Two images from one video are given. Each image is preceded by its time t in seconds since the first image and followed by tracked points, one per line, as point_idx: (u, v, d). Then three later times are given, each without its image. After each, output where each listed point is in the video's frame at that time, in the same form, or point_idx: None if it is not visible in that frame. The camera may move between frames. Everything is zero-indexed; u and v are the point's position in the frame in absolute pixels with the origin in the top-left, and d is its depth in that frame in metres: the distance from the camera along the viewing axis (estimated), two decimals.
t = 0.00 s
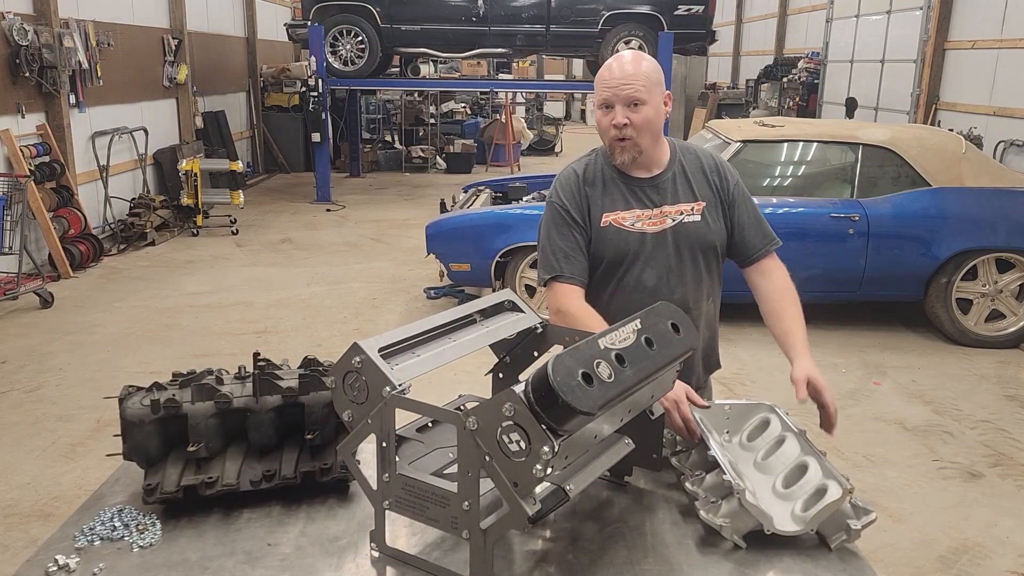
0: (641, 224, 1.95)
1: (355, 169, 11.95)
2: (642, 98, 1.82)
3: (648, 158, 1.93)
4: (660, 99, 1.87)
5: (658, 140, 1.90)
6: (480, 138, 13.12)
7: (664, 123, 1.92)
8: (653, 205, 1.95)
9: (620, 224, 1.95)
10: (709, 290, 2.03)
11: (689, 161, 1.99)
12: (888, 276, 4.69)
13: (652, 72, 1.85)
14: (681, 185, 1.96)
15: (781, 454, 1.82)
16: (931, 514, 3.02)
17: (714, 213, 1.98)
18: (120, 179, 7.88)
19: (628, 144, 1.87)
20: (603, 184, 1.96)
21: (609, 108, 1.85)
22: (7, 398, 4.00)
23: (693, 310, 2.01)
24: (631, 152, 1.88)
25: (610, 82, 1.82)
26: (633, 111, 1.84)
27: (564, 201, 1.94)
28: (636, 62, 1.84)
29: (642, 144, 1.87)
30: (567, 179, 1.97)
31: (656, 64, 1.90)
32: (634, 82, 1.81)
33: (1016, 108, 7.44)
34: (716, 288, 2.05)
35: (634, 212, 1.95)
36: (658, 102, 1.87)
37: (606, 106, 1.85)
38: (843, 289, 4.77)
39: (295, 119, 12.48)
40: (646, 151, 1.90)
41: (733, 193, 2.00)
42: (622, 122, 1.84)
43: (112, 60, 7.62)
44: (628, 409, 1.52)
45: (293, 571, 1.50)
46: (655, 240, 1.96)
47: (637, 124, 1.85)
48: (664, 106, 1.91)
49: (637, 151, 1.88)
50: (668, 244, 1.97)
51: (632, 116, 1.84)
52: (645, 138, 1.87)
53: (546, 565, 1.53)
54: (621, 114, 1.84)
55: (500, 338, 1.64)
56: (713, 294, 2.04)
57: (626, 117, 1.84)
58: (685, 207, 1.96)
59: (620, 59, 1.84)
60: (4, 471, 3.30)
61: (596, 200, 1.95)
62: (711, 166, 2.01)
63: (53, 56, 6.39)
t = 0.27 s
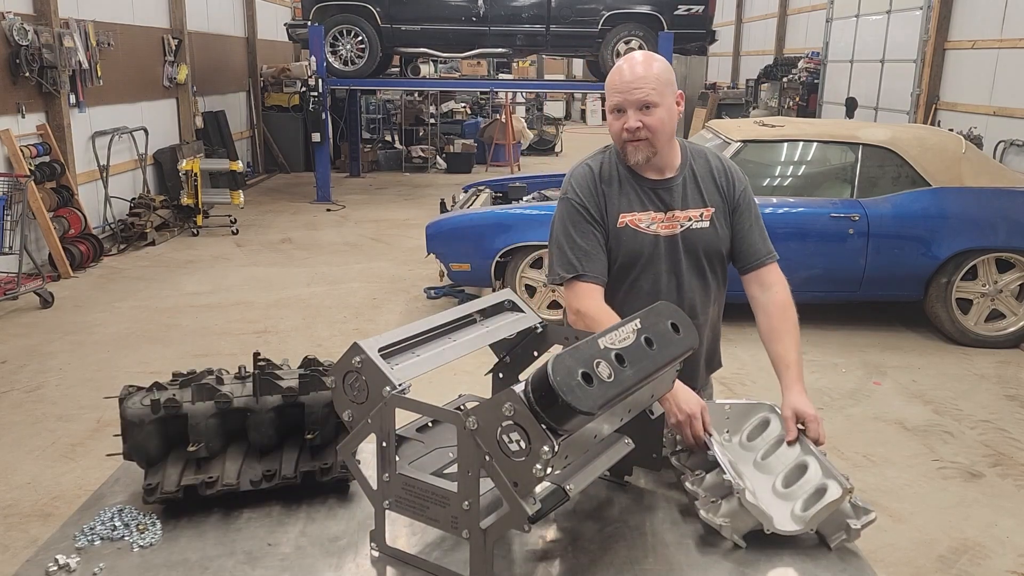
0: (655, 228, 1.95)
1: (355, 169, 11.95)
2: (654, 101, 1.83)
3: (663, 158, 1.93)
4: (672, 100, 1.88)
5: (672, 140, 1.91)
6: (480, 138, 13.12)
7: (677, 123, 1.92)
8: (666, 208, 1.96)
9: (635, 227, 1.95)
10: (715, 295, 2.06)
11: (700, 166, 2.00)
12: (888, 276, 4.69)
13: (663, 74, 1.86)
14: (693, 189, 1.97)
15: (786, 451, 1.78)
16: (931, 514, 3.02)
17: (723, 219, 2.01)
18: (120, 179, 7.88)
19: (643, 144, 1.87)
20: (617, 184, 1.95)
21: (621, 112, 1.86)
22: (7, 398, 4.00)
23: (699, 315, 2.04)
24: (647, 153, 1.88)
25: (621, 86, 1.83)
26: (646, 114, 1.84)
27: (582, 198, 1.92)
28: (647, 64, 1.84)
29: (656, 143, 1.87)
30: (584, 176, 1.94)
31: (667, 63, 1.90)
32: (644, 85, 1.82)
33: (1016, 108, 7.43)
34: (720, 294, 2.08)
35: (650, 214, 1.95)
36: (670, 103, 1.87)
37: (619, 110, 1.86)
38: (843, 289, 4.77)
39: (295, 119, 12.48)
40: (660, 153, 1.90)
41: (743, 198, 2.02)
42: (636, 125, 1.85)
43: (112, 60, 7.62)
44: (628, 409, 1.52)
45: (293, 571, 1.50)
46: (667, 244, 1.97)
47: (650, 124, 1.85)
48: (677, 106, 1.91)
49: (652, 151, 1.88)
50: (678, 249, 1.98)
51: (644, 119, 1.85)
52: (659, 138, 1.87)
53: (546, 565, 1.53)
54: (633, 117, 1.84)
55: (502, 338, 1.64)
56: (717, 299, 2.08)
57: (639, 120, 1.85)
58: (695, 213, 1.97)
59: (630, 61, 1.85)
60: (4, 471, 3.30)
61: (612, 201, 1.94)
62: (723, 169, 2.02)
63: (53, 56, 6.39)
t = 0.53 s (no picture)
0: (657, 221, 1.94)
1: (355, 169, 11.96)
2: (648, 98, 1.83)
3: (660, 152, 1.93)
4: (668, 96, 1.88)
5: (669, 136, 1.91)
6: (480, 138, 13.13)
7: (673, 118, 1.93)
8: (667, 201, 1.96)
9: (636, 220, 1.94)
10: (715, 289, 2.05)
11: (696, 160, 2.02)
12: (888, 276, 4.69)
13: (659, 71, 1.86)
14: (691, 183, 1.98)
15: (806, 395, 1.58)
16: (931, 514, 3.02)
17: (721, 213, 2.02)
18: (120, 179, 7.88)
19: (639, 140, 1.87)
20: (616, 179, 1.94)
21: (617, 111, 1.86)
22: (7, 398, 4.00)
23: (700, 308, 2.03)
24: (644, 149, 1.88)
25: (614, 84, 1.84)
26: (641, 111, 1.85)
27: (583, 192, 1.90)
28: (642, 61, 1.84)
29: (653, 138, 1.88)
30: (583, 172, 1.93)
31: (661, 60, 1.90)
32: (637, 83, 1.82)
33: (1016, 108, 7.43)
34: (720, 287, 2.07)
35: (650, 207, 1.94)
36: (665, 99, 1.87)
37: (615, 109, 1.87)
38: (843, 289, 4.77)
39: (295, 119, 12.48)
40: (657, 149, 1.91)
41: (738, 192, 2.04)
42: (632, 123, 1.86)
43: (112, 60, 7.62)
44: (628, 409, 1.51)
45: (293, 571, 1.50)
46: (668, 237, 1.96)
47: (647, 121, 1.85)
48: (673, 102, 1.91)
49: (649, 146, 1.88)
50: (680, 242, 1.97)
51: (641, 117, 1.85)
52: (657, 133, 1.88)
53: (545, 565, 1.53)
54: (630, 115, 1.85)
55: (502, 337, 1.64)
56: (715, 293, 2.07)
57: (635, 118, 1.85)
58: (696, 206, 1.97)
59: (624, 59, 1.85)
60: (4, 471, 3.30)
61: (612, 195, 1.94)
62: (718, 165, 2.05)
63: (53, 56, 6.39)
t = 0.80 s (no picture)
0: (650, 208, 1.90)
1: (355, 169, 11.96)
2: (641, 91, 1.84)
3: (650, 148, 1.93)
4: (657, 91, 1.89)
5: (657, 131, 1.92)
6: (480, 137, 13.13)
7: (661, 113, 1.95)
8: (658, 190, 1.93)
9: (630, 208, 1.88)
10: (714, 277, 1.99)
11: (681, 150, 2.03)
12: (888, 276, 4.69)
13: (646, 67, 1.88)
14: (679, 171, 1.97)
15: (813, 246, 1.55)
16: (931, 514, 3.02)
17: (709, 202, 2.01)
18: (120, 179, 7.88)
19: (631, 133, 1.87)
20: (607, 169, 1.90)
21: (609, 105, 1.86)
22: (7, 398, 4.00)
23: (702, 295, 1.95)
24: (636, 141, 1.88)
25: (606, 79, 1.84)
26: (634, 104, 1.85)
27: (575, 180, 1.85)
28: (631, 57, 1.86)
29: (644, 133, 1.88)
30: (574, 164, 1.88)
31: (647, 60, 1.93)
32: (629, 77, 1.84)
33: (1016, 108, 7.44)
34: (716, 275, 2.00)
35: (643, 196, 1.90)
36: (654, 93, 1.88)
37: (605, 103, 1.87)
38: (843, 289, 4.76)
39: (295, 119, 12.48)
40: (648, 143, 1.91)
41: (722, 180, 2.06)
42: (625, 116, 1.85)
43: (112, 60, 7.62)
44: (628, 408, 1.51)
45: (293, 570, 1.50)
46: (664, 224, 1.91)
47: (639, 114, 1.86)
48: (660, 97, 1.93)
49: (640, 140, 1.88)
50: (676, 228, 1.92)
51: (634, 110, 1.85)
52: (647, 127, 1.88)
53: (546, 564, 1.54)
54: (622, 108, 1.85)
55: (502, 337, 1.64)
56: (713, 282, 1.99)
57: (628, 111, 1.85)
58: (687, 193, 1.96)
59: (614, 54, 1.86)
60: (4, 471, 3.30)
61: (605, 186, 1.88)
62: (700, 155, 2.06)
63: (53, 56, 6.39)
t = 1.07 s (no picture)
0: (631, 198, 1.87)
1: (355, 169, 11.96)
2: (637, 95, 1.79)
3: (644, 145, 1.91)
4: (653, 88, 1.83)
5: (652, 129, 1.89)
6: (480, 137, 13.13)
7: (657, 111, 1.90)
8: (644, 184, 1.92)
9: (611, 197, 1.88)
10: (702, 267, 1.86)
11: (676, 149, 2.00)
12: (888, 276, 4.70)
13: (645, 66, 1.81)
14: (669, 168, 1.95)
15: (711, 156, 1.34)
16: (931, 514, 3.02)
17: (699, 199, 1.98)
18: (120, 179, 7.88)
19: (625, 134, 1.84)
20: (593, 163, 1.93)
21: (604, 105, 1.81)
22: (7, 398, 4.00)
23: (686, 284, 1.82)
24: (628, 142, 1.85)
25: (602, 80, 1.78)
26: (629, 106, 1.80)
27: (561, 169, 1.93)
28: (630, 56, 1.79)
29: (638, 133, 1.85)
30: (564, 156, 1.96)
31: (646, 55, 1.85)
32: (625, 79, 1.77)
33: (1015, 108, 7.44)
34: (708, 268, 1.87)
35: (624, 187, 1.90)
36: (651, 93, 1.83)
37: (602, 103, 1.82)
38: (843, 289, 4.77)
39: (295, 119, 12.48)
40: (641, 142, 1.88)
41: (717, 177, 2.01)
42: (619, 117, 1.82)
43: (112, 60, 7.62)
44: (628, 408, 1.51)
45: (292, 570, 1.50)
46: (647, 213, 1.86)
47: (634, 116, 1.82)
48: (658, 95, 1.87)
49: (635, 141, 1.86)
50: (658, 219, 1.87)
51: (628, 112, 1.81)
52: (642, 128, 1.85)
53: (546, 564, 1.54)
54: (617, 110, 1.81)
55: (502, 337, 1.64)
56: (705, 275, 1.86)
57: (622, 113, 1.81)
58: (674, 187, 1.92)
59: (612, 52, 1.80)
60: (4, 471, 3.30)
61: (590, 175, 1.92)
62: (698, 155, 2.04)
63: (53, 56, 6.38)
